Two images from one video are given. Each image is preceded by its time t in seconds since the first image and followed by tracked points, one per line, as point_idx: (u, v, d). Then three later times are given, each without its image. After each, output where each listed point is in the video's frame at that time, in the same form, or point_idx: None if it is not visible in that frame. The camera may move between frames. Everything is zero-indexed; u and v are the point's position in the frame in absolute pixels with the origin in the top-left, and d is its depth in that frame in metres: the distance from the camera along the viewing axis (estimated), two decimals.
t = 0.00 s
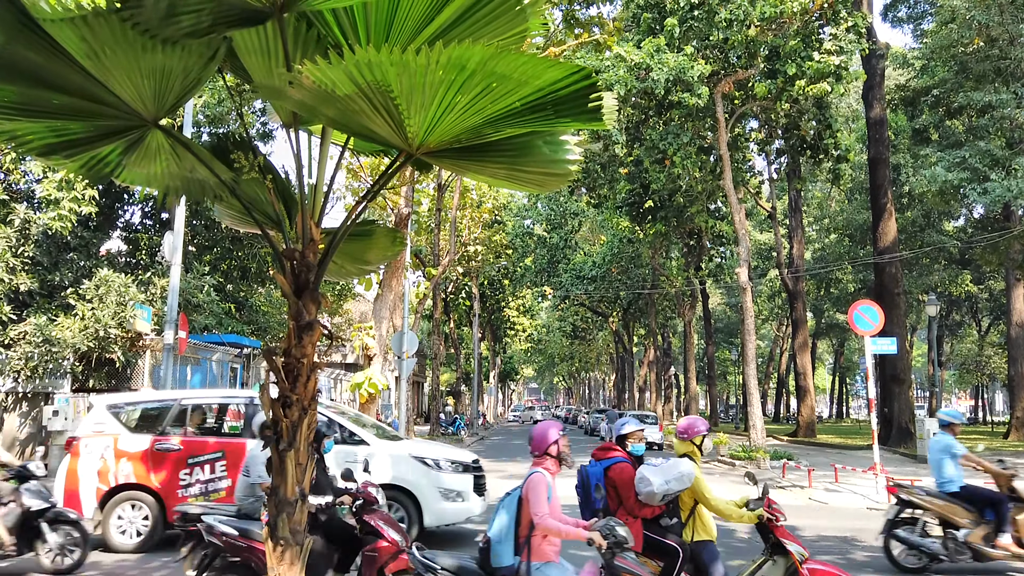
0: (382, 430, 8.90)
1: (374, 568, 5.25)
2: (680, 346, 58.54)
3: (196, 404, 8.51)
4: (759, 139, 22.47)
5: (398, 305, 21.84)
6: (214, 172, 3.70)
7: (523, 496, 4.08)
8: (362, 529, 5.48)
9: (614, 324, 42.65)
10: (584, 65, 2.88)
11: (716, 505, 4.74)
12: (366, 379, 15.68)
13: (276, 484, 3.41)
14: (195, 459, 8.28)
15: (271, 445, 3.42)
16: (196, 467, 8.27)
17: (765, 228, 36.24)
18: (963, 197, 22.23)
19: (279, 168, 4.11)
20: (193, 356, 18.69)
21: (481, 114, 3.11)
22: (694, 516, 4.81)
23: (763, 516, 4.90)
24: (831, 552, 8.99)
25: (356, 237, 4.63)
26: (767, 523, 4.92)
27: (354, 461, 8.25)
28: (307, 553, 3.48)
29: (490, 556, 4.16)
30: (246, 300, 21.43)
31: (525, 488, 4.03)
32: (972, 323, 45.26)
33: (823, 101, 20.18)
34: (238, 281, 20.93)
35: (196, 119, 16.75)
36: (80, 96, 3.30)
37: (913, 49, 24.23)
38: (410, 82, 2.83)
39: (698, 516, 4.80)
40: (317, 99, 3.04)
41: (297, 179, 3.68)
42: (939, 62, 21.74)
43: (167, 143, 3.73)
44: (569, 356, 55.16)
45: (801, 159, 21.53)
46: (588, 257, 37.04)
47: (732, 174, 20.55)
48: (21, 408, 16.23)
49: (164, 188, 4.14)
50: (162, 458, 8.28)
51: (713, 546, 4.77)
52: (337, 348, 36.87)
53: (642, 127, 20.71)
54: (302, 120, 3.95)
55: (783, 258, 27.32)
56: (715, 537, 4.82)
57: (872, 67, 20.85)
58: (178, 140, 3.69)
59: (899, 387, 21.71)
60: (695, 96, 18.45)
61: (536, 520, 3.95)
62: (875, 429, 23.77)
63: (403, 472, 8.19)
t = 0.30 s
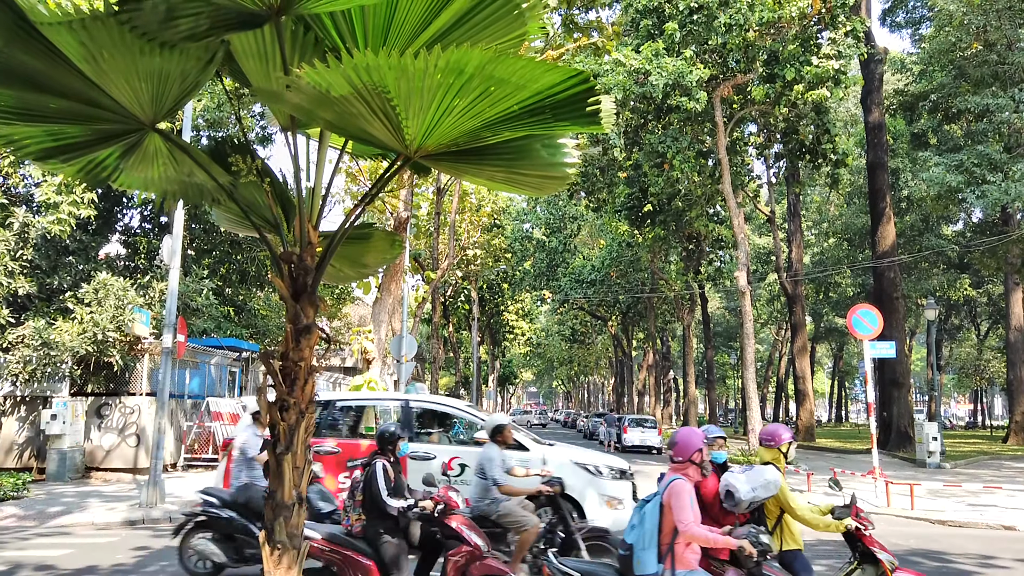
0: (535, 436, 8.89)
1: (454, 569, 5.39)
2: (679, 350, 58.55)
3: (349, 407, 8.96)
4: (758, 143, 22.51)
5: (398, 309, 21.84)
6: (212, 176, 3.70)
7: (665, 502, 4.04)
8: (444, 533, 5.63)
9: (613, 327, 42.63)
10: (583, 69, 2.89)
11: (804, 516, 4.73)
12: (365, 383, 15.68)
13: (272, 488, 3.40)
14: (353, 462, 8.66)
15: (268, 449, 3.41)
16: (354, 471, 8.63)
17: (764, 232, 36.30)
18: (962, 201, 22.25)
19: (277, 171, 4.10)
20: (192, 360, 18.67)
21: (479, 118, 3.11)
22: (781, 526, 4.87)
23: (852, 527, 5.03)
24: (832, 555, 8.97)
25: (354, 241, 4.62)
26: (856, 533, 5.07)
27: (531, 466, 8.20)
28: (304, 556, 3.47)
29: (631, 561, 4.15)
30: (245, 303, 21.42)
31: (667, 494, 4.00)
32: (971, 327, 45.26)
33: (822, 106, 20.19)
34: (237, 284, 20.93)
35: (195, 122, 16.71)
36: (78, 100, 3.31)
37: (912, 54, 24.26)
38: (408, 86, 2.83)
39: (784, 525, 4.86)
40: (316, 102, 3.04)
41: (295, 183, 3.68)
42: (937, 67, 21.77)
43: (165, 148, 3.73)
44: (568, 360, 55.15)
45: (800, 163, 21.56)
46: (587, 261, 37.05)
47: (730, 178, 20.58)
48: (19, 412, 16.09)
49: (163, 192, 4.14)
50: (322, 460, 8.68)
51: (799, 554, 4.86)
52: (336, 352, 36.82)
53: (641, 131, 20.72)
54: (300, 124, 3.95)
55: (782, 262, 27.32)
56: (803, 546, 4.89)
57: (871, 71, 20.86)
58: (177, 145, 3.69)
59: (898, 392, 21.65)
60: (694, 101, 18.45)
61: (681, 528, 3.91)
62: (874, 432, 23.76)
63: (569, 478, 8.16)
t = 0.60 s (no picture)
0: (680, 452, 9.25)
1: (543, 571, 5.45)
2: (678, 350, 58.58)
3: (492, 410, 9.24)
4: (756, 143, 22.52)
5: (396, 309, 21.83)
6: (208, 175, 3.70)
7: (813, 506, 3.97)
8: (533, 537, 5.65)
9: (612, 327, 42.65)
10: (580, 68, 2.88)
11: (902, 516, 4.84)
12: (363, 383, 15.65)
13: (269, 488, 3.39)
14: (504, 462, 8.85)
15: (265, 449, 3.40)
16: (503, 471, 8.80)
17: (762, 233, 36.34)
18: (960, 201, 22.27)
19: (274, 170, 4.08)
20: (190, 360, 18.65)
21: (475, 117, 3.11)
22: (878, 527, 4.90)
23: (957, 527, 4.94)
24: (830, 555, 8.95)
25: (352, 240, 4.61)
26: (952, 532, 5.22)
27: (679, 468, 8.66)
28: (301, 556, 3.46)
29: (783, 567, 4.06)
30: (243, 303, 21.41)
31: (819, 497, 3.93)
32: (969, 328, 45.29)
33: (820, 106, 20.18)
34: (235, 284, 20.93)
35: (194, 122, 16.72)
36: (74, 100, 3.30)
37: (910, 54, 24.25)
38: (405, 85, 2.83)
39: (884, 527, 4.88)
40: (312, 101, 3.03)
41: (291, 183, 3.67)
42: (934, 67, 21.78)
43: (162, 147, 3.73)
44: (566, 360, 55.18)
45: (798, 164, 21.58)
46: (585, 262, 37.06)
47: (728, 178, 20.59)
48: (17, 412, 16.07)
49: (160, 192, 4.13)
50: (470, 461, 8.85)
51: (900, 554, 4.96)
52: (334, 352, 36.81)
53: (639, 131, 20.71)
54: (297, 123, 3.94)
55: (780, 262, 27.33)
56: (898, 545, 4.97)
57: (868, 71, 20.87)
58: (174, 144, 3.68)
59: (896, 392, 21.58)
60: (693, 102, 18.46)
61: (839, 531, 3.87)
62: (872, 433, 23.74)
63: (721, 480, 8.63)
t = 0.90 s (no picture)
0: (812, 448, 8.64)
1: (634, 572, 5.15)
2: (676, 349, 58.63)
3: (628, 409, 8.60)
4: (754, 143, 22.53)
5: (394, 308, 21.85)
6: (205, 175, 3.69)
7: (978, 512, 4.04)
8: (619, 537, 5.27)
9: (610, 327, 42.65)
10: (579, 68, 2.88)
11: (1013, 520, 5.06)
12: (361, 383, 15.62)
13: (266, 488, 3.39)
14: (641, 463, 8.30)
15: (263, 448, 3.39)
16: (641, 472, 8.27)
17: (760, 233, 36.37)
18: (958, 201, 22.30)
19: (272, 169, 4.08)
20: (188, 360, 18.61)
21: (474, 116, 3.10)
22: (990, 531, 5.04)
23: None
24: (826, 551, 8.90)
25: (350, 240, 4.61)
26: None
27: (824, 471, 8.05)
28: (298, 556, 3.46)
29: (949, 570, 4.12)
30: (240, 303, 21.41)
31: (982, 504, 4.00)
32: (966, 328, 45.37)
33: (818, 107, 20.20)
34: (233, 284, 20.91)
35: (192, 121, 16.70)
36: (73, 99, 3.31)
37: (908, 55, 24.23)
38: (403, 84, 2.82)
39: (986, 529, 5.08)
40: (310, 101, 3.02)
41: (290, 182, 3.67)
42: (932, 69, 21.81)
43: (160, 146, 3.72)
44: (564, 360, 55.13)
45: (796, 164, 21.61)
46: (583, 262, 37.11)
47: (726, 178, 20.61)
48: (14, 412, 16.05)
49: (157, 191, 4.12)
50: (605, 461, 8.30)
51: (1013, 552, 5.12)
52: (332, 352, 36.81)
53: (637, 131, 20.69)
54: (295, 122, 3.94)
55: (778, 262, 27.32)
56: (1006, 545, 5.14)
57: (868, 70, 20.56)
58: (172, 144, 3.67)
59: (894, 391, 21.54)
60: (691, 103, 18.47)
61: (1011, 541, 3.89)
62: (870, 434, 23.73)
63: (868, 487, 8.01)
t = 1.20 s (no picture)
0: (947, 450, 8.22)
1: (732, 572, 5.24)
2: (674, 349, 58.63)
3: (757, 412, 8.21)
4: (752, 144, 22.55)
5: (392, 308, 21.82)
6: (205, 175, 3.70)
7: None
8: (714, 538, 5.29)
9: (608, 327, 42.66)
10: (578, 69, 2.89)
11: None
12: (359, 383, 15.60)
13: (265, 487, 3.39)
14: (774, 468, 7.91)
15: (261, 448, 3.39)
16: (776, 477, 7.88)
17: (758, 233, 36.40)
18: (955, 202, 22.33)
19: (271, 169, 4.08)
20: (185, 360, 18.58)
21: (474, 117, 3.10)
22: None
23: None
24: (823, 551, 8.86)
25: (349, 240, 4.61)
26: None
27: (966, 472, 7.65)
28: (297, 556, 3.46)
29: None
30: (238, 302, 21.41)
31: None
32: (964, 328, 45.45)
33: (816, 107, 20.21)
34: (231, 284, 20.90)
35: (190, 121, 16.68)
36: (72, 99, 3.30)
37: (905, 56, 24.24)
38: (403, 85, 2.82)
39: None
40: (309, 101, 3.03)
41: (289, 182, 3.68)
42: (930, 70, 21.83)
43: (159, 147, 3.71)
44: (562, 359, 55.13)
45: (794, 165, 21.65)
46: (581, 261, 37.12)
47: (723, 179, 20.62)
48: (11, 411, 16.04)
49: (155, 191, 4.12)
50: (737, 467, 7.92)
51: None
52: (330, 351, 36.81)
53: (635, 131, 20.70)
54: (294, 122, 3.94)
55: (776, 262, 27.34)
56: None
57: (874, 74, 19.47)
58: (171, 144, 3.67)
59: (891, 392, 21.55)
60: (688, 103, 18.50)
61: None
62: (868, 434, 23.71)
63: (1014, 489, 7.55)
